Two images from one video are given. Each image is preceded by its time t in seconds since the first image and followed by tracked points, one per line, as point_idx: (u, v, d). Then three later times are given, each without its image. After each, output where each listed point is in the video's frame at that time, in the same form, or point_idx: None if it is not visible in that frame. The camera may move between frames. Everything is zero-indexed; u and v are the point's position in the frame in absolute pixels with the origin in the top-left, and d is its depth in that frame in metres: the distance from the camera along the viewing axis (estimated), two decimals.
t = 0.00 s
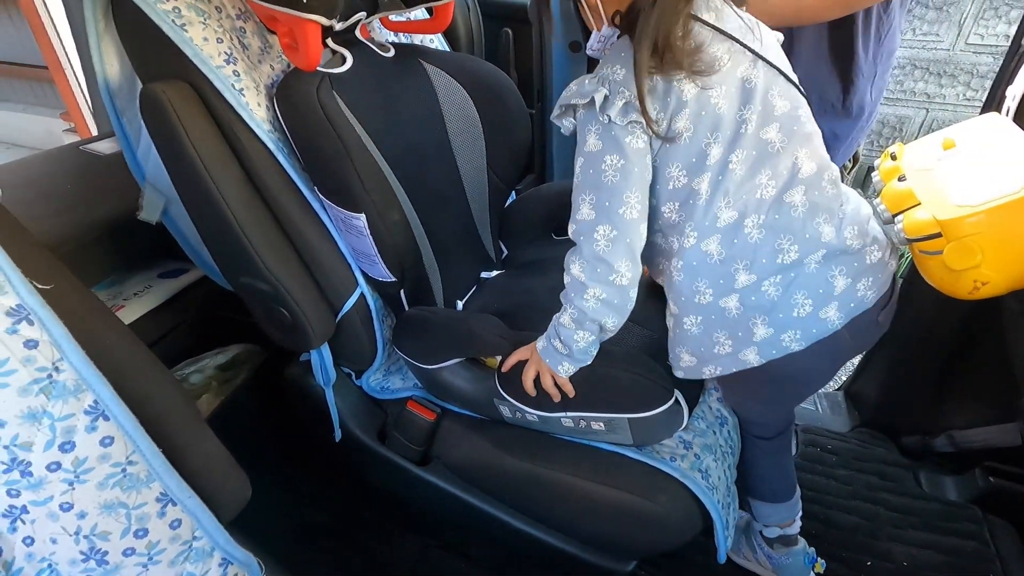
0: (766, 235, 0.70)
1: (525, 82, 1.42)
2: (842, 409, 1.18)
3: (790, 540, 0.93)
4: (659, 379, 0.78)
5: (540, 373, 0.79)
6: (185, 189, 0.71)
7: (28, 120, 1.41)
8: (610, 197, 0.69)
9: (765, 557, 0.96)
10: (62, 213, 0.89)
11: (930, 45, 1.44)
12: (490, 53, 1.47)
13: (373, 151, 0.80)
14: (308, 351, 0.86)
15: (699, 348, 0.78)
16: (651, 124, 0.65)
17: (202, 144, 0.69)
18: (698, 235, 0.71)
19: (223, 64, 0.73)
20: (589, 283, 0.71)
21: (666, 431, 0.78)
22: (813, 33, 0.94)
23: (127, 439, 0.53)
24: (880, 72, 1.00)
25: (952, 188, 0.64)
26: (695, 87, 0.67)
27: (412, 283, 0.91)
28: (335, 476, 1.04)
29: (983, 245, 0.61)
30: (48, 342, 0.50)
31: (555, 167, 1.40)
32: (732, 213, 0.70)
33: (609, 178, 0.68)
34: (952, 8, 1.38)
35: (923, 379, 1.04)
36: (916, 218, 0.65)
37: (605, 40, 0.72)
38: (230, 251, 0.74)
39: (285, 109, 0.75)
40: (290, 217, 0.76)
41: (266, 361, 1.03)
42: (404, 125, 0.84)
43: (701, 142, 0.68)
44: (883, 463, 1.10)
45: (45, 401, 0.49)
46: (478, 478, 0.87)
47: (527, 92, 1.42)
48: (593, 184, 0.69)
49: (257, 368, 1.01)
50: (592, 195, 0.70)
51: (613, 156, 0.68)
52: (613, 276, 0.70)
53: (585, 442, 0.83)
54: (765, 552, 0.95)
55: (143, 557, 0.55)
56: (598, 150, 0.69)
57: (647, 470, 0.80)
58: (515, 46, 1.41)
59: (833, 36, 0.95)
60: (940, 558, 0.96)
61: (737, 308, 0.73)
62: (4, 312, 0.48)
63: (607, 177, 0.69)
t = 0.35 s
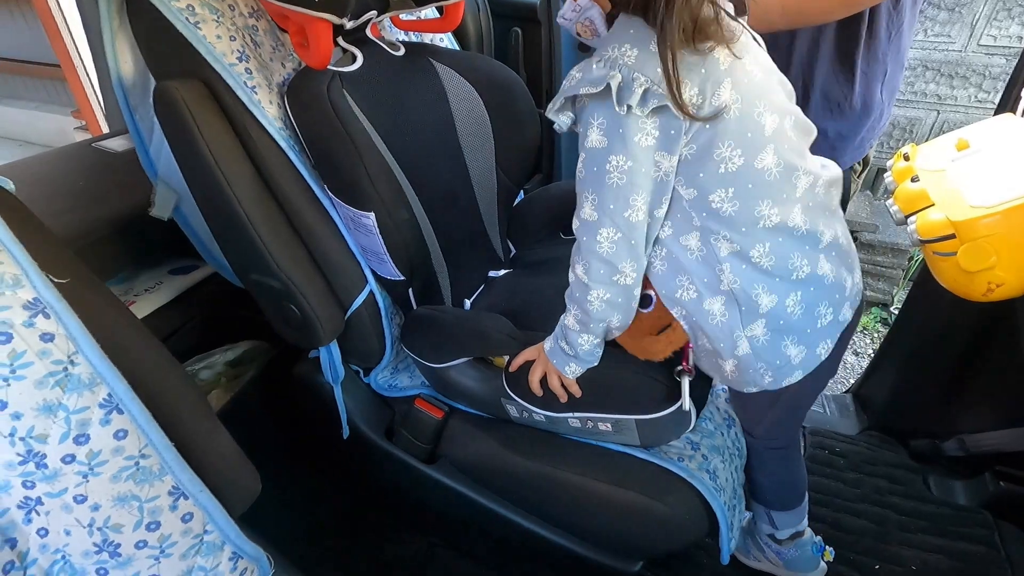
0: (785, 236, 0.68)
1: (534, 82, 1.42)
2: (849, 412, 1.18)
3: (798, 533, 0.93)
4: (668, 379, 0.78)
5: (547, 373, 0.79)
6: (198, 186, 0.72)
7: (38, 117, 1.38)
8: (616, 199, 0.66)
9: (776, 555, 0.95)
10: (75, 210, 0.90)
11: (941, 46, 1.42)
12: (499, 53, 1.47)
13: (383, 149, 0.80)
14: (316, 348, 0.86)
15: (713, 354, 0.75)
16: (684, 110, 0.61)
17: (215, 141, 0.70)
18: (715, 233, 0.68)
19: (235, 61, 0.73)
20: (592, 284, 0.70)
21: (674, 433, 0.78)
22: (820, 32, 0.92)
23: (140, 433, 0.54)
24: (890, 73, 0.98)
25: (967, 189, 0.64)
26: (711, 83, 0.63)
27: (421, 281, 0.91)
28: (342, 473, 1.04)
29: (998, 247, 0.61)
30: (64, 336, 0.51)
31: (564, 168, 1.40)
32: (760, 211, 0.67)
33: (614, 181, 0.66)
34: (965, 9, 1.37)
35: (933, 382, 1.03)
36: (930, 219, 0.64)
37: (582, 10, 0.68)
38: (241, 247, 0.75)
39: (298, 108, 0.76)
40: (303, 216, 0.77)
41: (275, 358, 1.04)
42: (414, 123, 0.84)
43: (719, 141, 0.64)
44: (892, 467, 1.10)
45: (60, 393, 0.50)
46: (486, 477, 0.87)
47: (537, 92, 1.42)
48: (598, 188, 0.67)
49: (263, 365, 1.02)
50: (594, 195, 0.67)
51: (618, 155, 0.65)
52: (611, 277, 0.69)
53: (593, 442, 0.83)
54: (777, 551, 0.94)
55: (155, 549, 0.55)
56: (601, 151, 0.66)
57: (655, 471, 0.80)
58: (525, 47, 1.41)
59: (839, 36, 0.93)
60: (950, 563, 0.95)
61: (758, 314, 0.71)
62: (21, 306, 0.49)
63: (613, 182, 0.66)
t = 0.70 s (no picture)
0: (734, 211, 0.69)
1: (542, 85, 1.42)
2: (857, 415, 1.17)
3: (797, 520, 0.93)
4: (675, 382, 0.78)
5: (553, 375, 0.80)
6: (209, 186, 0.72)
7: (45, 116, 1.40)
8: (586, 188, 0.67)
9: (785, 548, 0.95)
10: (87, 208, 0.91)
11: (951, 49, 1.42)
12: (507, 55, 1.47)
13: (392, 150, 0.81)
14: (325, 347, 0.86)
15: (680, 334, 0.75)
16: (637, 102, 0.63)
17: (225, 141, 0.70)
18: (671, 213, 0.69)
19: (247, 62, 0.74)
20: (580, 275, 0.69)
21: (679, 436, 0.78)
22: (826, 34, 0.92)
23: (152, 429, 0.54)
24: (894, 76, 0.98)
25: (976, 193, 0.64)
26: (655, 74, 0.65)
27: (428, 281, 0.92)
28: (349, 472, 1.05)
29: (1007, 251, 0.61)
30: (78, 333, 0.52)
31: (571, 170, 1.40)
32: (709, 190, 0.68)
33: (579, 170, 0.66)
34: (974, 11, 1.36)
35: (941, 386, 1.03)
36: (939, 222, 0.65)
37: (535, 14, 0.74)
38: (251, 247, 0.75)
39: (309, 109, 0.76)
40: (312, 217, 0.77)
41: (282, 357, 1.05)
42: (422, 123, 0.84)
43: (675, 124, 0.65)
44: (899, 470, 1.09)
45: (74, 389, 0.51)
46: (492, 477, 0.88)
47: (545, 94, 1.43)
48: (567, 178, 0.67)
49: (270, 365, 1.03)
50: (565, 188, 0.67)
51: (582, 147, 0.66)
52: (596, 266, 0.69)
53: (599, 444, 0.83)
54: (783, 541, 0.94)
55: (166, 545, 0.56)
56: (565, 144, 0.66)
57: (661, 472, 0.80)
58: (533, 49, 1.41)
59: (846, 37, 0.93)
60: (957, 567, 0.95)
61: (717, 286, 0.71)
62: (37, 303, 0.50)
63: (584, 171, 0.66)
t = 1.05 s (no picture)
0: (737, 148, 0.73)
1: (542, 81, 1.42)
2: (857, 413, 1.16)
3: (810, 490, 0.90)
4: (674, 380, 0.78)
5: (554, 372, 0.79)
6: (208, 182, 0.72)
7: (47, 112, 1.41)
8: (629, 176, 0.66)
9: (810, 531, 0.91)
10: (87, 205, 0.90)
11: (954, 46, 1.41)
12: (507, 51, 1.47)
13: (391, 146, 0.80)
14: (323, 343, 0.86)
15: (712, 268, 0.76)
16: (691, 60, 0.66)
17: (225, 137, 0.70)
18: (689, 165, 0.71)
19: (246, 57, 0.73)
20: (603, 263, 0.69)
21: (679, 433, 0.79)
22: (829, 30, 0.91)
23: (150, 425, 0.54)
24: (895, 74, 0.98)
25: (979, 189, 0.63)
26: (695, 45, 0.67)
27: (428, 278, 0.91)
28: (348, 468, 1.05)
29: (1010, 247, 0.61)
30: (75, 328, 0.51)
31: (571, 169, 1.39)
32: (717, 133, 0.71)
33: (627, 161, 0.65)
34: (977, 8, 1.36)
35: (942, 385, 1.02)
36: (941, 218, 0.64)
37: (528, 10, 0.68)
38: (250, 242, 0.75)
39: (308, 104, 0.76)
40: (311, 213, 0.77)
41: (283, 353, 1.05)
42: (421, 119, 0.84)
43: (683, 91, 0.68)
44: (899, 468, 1.09)
45: (72, 384, 0.50)
46: (492, 474, 0.87)
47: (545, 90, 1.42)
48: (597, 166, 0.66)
49: (271, 361, 1.03)
50: (606, 177, 0.66)
51: (630, 137, 0.64)
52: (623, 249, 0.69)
53: (599, 441, 0.84)
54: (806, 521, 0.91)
55: (164, 541, 0.56)
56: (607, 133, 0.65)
57: (661, 470, 0.80)
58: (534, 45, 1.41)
59: (848, 34, 0.93)
60: (957, 566, 0.95)
61: (738, 218, 0.74)
62: (34, 298, 0.50)
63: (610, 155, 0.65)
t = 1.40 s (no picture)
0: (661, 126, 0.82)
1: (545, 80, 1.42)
2: (860, 414, 1.17)
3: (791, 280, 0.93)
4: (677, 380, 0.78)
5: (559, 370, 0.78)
6: (212, 181, 0.72)
7: (50, 111, 1.42)
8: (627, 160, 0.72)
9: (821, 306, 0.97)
10: (91, 204, 0.91)
11: (958, 46, 1.41)
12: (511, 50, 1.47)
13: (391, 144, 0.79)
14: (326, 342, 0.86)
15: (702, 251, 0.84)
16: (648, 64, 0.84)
17: (230, 138, 0.70)
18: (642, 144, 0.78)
19: (250, 57, 0.72)
20: (617, 246, 0.72)
21: (680, 433, 0.79)
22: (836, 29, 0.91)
23: (155, 423, 0.54)
24: (899, 73, 0.98)
25: (983, 190, 0.63)
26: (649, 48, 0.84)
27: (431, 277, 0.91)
28: (350, 466, 1.05)
29: (1013, 248, 0.61)
30: (81, 327, 0.52)
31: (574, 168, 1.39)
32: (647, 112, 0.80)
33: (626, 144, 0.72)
34: (982, 8, 1.36)
35: (945, 385, 1.02)
36: (945, 219, 0.64)
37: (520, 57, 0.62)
38: (254, 241, 0.75)
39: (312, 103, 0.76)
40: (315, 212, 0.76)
41: (286, 352, 1.05)
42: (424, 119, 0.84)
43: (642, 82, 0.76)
44: (903, 469, 1.08)
45: (77, 382, 0.51)
46: (494, 472, 0.87)
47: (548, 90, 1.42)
48: (598, 164, 0.70)
49: (274, 360, 1.03)
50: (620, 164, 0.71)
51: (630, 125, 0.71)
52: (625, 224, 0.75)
53: (602, 441, 0.84)
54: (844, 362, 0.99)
55: (168, 538, 0.56)
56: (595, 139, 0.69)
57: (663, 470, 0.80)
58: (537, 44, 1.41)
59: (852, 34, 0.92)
60: (960, 567, 0.95)
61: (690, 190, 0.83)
62: (40, 296, 0.50)
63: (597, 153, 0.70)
